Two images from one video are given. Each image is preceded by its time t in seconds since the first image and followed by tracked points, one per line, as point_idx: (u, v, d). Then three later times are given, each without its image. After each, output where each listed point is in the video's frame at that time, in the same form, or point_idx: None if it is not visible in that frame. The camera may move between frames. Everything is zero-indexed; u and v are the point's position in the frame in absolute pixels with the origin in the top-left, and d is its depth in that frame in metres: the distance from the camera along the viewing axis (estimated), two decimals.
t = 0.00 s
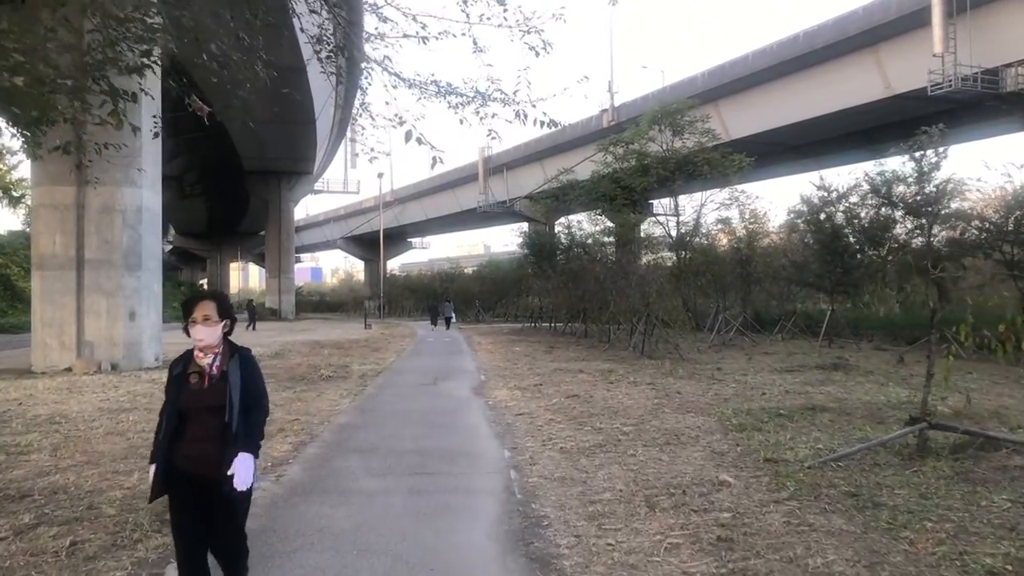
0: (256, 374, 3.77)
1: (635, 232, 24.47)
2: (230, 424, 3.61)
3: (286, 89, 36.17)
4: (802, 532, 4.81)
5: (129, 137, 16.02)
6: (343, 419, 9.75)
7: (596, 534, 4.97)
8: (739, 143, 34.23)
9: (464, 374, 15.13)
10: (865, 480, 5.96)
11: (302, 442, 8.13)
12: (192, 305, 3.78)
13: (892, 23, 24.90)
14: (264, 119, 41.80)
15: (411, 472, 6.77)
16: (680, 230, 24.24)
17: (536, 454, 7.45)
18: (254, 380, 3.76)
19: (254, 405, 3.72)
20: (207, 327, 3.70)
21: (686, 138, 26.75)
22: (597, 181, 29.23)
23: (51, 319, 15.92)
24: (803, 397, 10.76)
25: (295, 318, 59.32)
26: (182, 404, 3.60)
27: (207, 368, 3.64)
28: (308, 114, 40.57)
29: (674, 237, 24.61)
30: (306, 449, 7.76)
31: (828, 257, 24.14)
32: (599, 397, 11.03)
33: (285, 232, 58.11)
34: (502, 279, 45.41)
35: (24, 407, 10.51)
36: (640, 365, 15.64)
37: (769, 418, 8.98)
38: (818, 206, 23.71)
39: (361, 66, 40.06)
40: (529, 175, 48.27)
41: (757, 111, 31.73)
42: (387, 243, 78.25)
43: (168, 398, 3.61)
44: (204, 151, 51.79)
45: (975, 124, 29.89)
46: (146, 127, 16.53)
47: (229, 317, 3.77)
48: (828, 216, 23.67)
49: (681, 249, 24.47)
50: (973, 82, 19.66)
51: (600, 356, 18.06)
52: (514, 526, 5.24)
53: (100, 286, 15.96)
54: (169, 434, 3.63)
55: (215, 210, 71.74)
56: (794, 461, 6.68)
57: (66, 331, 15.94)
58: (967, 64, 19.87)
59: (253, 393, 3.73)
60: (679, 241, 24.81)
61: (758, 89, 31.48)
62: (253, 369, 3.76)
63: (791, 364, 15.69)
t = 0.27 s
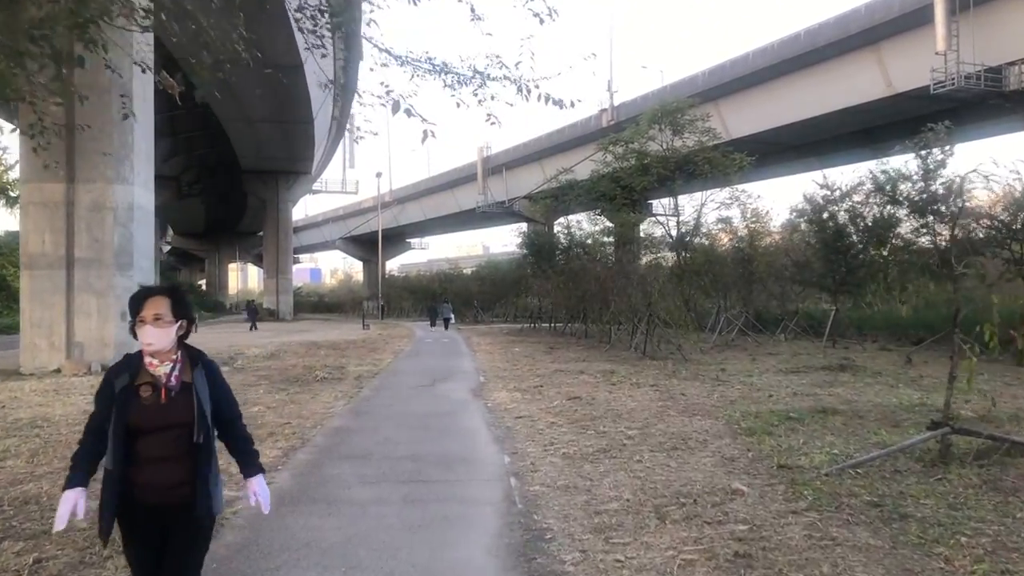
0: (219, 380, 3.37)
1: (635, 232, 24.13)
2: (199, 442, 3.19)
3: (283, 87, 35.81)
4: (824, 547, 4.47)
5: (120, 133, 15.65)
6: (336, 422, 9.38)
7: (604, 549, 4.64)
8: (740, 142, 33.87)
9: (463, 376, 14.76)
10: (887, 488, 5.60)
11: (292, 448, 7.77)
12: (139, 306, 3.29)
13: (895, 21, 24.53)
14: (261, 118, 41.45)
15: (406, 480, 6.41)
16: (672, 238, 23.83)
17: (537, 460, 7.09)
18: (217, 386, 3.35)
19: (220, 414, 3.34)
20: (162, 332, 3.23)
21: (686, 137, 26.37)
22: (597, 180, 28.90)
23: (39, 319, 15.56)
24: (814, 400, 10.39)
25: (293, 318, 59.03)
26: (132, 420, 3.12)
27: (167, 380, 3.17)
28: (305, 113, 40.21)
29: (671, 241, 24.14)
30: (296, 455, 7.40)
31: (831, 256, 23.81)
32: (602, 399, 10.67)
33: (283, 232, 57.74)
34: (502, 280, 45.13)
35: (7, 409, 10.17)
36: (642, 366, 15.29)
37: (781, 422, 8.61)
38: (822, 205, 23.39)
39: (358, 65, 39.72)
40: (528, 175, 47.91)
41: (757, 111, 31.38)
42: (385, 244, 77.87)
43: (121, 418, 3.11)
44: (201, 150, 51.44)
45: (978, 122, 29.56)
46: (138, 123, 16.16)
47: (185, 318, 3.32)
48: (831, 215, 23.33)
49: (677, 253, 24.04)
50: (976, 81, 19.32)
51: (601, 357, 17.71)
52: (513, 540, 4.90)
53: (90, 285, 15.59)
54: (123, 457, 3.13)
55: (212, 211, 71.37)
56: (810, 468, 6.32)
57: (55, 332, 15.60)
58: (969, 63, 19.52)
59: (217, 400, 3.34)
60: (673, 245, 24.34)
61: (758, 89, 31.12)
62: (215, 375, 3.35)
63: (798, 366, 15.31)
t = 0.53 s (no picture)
0: (169, 415, 2.96)
1: (639, 231, 23.69)
2: (148, 492, 2.76)
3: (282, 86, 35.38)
4: None
5: (109, 132, 15.29)
6: (333, 432, 8.98)
7: None
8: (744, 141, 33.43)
9: (465, 381, 14.34)
10: (924, 508, 5.18)
11: (285, 462, 7.35)
12: (73, 322, 2.86)
13: (902, 17, 24.12)
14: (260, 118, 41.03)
15: (404, 499, 6.00)
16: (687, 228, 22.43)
17: (543, 474, 6.67)
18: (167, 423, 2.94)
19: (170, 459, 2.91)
20: (100, 356, 2.81)
21: (691, 136, 25.91)
22: (600, 180, 28.47)
23: (28, 323, 15.15)
24: (831, 407, 9.97)
25: (293, 320, 58.75)
26: (58, 464, 2.65)
27: (104, 416, 2.74)
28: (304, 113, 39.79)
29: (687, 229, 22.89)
30: (288, 470, 6.99)
31: (839, 256, 23.38)
32: (610, 407, 10.24)
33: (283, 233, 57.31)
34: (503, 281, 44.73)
35: None
36: (649, 369, 14.88)
37: (800, 432, 8.19)
38: (833, 203, 22.92)
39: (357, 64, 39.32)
40: (530, 175, 47.49)
41: (761, 109, 30.93)
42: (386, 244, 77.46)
43: (40, 464, 2.63)
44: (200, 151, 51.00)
45: (986, 119, 29.17)
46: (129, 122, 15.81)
47: (129, 341, 2.91)
48: (839, 214, 22.88)
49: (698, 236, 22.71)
50: (986, 78, 19.03)
51: (606, 360, 17.28)
52: (520, 568, 4.49)
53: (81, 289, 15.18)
54: (47, 510, 2.64)
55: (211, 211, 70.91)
56: (838, 485, 5.90)
57: (45, 336, 15.18)
58: (979, 59, 19.21)
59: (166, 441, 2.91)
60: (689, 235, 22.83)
61: (762, 87, 30.68)
62: (165, 409, 2.93)
63: (810, 369, 14.88)
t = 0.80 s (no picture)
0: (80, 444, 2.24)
1: (646, 229, 23.33)
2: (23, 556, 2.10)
3: (287, 83, 35.07)
4: None
5: (109, 125, 14.95)
6: (336, 433, 8.63)
7: None
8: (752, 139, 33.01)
9: (471, 380, 13.99)
10: (972, 522, 4.79)
11: (284, 465, 6.99)
12: None
13: (912, 15, 23.72)
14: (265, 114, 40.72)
15: (408, 507, 5.64)
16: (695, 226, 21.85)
17: (557, 481, 6.30)
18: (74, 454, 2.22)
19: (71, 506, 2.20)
20: None
21: (698, 133, 25.54)
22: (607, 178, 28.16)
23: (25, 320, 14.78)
24: (852, 409, 9.58)
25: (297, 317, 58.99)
26: None
27: None
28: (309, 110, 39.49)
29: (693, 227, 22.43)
30: (287, 474, 6.62)
31: (849, 256, 23.02)
32: (621, 408, 9.86)
33: (287, 231, 57.01)
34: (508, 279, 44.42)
35: None
36: (658, 370, 14.52)
37: (824, 436, 7.79)
38: (843, 201, 22.56)
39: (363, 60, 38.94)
40: (536, 173, 47.17)
41: (768, 107, 30.51)
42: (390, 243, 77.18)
43: None
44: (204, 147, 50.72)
45: (998, 117, 28.77)
46: (129, 114, 15.48)
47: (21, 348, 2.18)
48: (849, 212, 22.48)
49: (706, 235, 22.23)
50: (998, 75, 18.82)
51: (614, 360, 16.92)
52: None
53: (79, 285, 14.84)
54: None
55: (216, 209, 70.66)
56: (873, 494, 5.51)
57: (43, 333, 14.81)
58: (991, 56, 19.05)
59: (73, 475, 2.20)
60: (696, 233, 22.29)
61: (769, 85, 30.28)
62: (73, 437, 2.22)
63: (823, 370, 14.51)
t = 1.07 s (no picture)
0: None
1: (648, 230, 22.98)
2: None
3: (286, 82, 34.65)
4: None
5: (101, 123, 14.58)
6: (333, 443, 8.25)
7: None
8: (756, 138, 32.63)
9: (473, 385, 13.59)
10: (1019, 547, 4.42)
11: (277, 479, 6.61)
12: None
13: (917, 12, 23.33)
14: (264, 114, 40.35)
15: (408, 526, 5.26)
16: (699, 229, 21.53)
17: (567, 497, 5.93)
18: None
19: None
20: None
21: (701, 133, 25.17)
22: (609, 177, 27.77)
23: (14, 322, 14.40)
24: (870, 417, 9.20)
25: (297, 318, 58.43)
26: None
27: None
28: (308, 109, 39.11)
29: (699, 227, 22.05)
30: (280, 490, 6.24)
31: (856, 257, 22.67)
32: (630, 416, 9.48)
33: (286, 231, 56.60)
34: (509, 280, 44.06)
35: None
36: (665, 374, 14.12)
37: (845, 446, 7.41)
38: (850, 201, 22.17)
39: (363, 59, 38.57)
40: (537, 173, 46.81)
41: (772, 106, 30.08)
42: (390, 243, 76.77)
43: None
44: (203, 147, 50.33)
45: (1006, 116, 28.38)
46: (123, 112, 15.11)
47: None
48: (857, 213, 22.10)
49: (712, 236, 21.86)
50: (1006, 72, 18.60)
51: (618, 363, 16.53)
52: None
53: (71, 287, 14.47)
54: None
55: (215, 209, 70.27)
56: (907, 514, 5.14)
57: (33, 337, 14.44)
58: (1000, 52, 18.80)
59: None
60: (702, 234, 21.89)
61: (773, 83, 29.86)
62: None
63: (834, 373, 14.13)
